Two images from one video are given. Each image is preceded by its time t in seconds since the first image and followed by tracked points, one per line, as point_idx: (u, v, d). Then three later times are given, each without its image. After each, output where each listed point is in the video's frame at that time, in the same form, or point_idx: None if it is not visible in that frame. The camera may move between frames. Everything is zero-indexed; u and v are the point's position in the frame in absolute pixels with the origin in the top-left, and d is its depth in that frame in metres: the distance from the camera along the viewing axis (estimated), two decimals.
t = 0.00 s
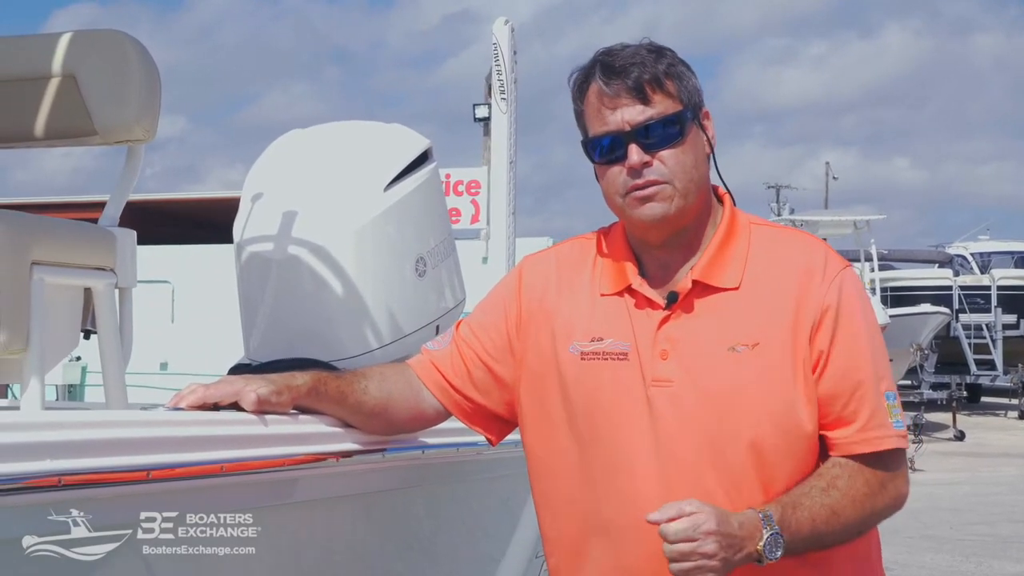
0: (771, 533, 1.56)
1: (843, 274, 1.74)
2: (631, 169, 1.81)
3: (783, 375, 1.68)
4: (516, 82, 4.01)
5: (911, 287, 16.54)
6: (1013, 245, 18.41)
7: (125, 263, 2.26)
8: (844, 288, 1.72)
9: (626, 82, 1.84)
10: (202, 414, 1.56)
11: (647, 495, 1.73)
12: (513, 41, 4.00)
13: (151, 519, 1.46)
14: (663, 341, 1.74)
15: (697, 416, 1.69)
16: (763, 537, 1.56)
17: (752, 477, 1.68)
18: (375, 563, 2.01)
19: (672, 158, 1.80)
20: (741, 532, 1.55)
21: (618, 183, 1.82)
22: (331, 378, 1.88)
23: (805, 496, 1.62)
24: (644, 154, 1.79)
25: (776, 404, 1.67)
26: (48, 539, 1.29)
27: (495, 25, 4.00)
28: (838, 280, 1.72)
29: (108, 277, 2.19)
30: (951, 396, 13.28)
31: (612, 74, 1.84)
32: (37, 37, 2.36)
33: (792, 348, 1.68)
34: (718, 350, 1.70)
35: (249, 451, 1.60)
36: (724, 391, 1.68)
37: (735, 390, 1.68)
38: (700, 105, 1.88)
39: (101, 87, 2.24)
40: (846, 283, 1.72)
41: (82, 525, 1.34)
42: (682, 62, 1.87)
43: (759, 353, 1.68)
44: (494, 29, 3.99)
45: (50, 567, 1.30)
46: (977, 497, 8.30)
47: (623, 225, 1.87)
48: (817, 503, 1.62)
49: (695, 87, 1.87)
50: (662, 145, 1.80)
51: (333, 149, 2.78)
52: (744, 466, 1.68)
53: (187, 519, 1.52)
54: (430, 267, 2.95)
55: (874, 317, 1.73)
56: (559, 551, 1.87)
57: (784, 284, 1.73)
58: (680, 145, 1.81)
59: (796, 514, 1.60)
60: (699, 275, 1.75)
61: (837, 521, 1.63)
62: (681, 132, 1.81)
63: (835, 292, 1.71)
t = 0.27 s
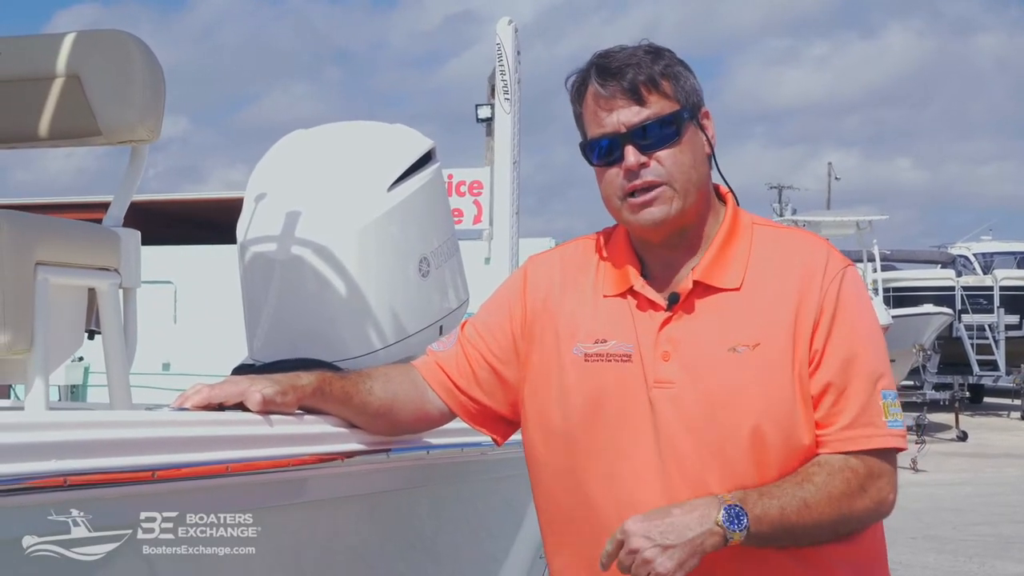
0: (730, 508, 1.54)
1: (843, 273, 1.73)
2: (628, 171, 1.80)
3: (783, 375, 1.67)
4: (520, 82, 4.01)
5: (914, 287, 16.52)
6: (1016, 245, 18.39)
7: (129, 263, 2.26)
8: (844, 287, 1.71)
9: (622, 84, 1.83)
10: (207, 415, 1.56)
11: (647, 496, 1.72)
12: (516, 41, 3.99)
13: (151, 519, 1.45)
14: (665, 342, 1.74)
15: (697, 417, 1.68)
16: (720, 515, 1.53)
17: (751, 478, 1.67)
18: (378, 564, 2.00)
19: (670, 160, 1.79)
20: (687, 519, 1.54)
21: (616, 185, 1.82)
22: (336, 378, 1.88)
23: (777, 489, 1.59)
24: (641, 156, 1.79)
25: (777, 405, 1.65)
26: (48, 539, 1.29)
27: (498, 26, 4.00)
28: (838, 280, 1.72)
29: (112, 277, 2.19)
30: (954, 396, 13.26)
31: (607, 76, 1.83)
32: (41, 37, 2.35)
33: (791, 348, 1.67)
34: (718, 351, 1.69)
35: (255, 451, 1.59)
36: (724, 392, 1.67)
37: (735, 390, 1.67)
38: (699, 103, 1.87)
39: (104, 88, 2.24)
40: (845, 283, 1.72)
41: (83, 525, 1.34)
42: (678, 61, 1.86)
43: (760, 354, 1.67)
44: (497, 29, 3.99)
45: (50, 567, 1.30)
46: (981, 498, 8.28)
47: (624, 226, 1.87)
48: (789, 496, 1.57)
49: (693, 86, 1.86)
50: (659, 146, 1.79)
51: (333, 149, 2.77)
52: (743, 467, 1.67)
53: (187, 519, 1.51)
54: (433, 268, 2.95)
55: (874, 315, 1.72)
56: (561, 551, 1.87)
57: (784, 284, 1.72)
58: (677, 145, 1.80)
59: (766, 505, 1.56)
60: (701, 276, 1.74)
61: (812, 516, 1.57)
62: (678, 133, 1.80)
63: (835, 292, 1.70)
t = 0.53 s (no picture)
0: (736, 499, 1.54)
1: (842, 265, 1.73)
2: (636, 168, 1.79)
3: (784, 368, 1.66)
4: (520, 80, 4.01)
5: (915, 286, 16.52)
6: (1016, 244, 18.39)
7: (128, 260, 2.25)
8: (844, 279, 1.71)
9: (637, 80, 1.81)
10: (207, 412, 1.57)
11: (650, 491, 1.72)
12: (516, 40, 3.99)
13: (151, 518, 1.44)
14: (665, 337, 1.74)
15: (699, 412, 1.68)
16: (726, 506, 1.53)
17: (753, 472, 1.67)
18: (378, 562, 2.00)
19: (679, 161, 1.79)
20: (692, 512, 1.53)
21: (623, 181, 1.81)
22: (335, 375, 1.89)
23: (783, 480, 1.59)
24: (651, 154, 1.78)
25: (778, 399, 1.65)
26: (48, 539, 1.28)
27: (498, 24, 4.00)
28: (838, 271, 1.72)
29: (111, 275, 2.19)
30: (954, 395, 13.26)
31: (624, 69, 1.81)
32: (41, 34, 2.35)
33: (791, 341, 1.67)
34: (719, 346, 1.69)
35: (253, 447, 1.60)
36: (725, 386, 1.67)
37: (736, 383, 1.67)
38: (709, 105, 1.87)
39: (104, 85, 2.23)
40: (845, 275, 1.72)
41: (82, 525, 1.33)
42: (693, 61, 1.85)
43: (760, 347, 1.67)
44: (497, 27, 3.99)
45: (50, 567, 1.28)
46: (981, 496, 8.28)
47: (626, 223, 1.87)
48: (795, 487, 1.58)
49: (705, 88, 1.86)
50: (670, 146, 1.79)
51: (336, 147, 2.77)
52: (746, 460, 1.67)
53: (187, 519, 1.49)
54: (433, 266, 2.94)
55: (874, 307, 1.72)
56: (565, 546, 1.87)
57: (784, 277, 1.72)
58: (688, 147, 1.79)
59: (772, 495, 1.56)
60: (700, 270, 1.74)
61: (818, 507, 1.57)
62: (690, 134, 1.80)
63: (833, 284, 1.70)
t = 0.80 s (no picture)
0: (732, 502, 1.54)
1: (845, 264, 1.73)
2: (642, 167, 1.79)
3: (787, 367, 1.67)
4: (522, 79, 4.01)
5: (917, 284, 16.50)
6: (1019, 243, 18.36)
7: (132, 259, 2.25)
8: (845, 278, 1.71)
9: (646, 79, 1.81)
10: (211, 411, 1.57)
11: (651, 489, 1.72)
12: (519, 38, 3.99)
13: (151, 518, 1.43)
14: (667, 336, 1.73)
15: (700, 411, 1.68)
16: (723, 511, 1.54)
17: (753, 471, 1.67)
18: (379, 561, 1.99)
19: (684, 161, 1.79)
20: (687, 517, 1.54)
21: (628, 180, 1.81)
22: (339, 374, 1.89)
23: (782, 482, 1.59)
24: (657, 154, 1.78)
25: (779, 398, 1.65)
26: (48, 539, 1.28)
27: (501, 23, 4.00)
28: (839, 271, 1.72)
29: (114, 273, 2.18)
30: (957, 394, 13.25)
31: (633, 68, 1.81)
32: (43, 33, 2.35)
33: (793, 340, 1.67)
34: (721, 345, 1.69)
35: (254, 446, 1.60)
36: (726, 385, 1.67)
37: (738, 382, 1.66)
38: (715, 106, 1.87)
39: (107, 83, 2.23)
40: (846, 274, 1.72)
41: (82, 525, 1.33)
42: (700, 61, 1.85)
43: (763, 346, 1.67)
44: (500, 26, 3.99)
45: (50, 567, 1.28)
46: (984, 495, 8.27)
47: (629, 221, 1.86)
48: (793, 489, 1.58)
49: (711, 88, 1.86)
50: (676, 146, 1.79)
51: (340, 146, 2.77)
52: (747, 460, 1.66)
53: (187, 519, 1.49)
54: (436, 265, 2.94)
55: (876, 306, 1.72)
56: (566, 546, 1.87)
57: (786, 277, 1.72)
58: (695, 147, 1.79)
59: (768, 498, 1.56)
60: (702, 268, 1.74)
61: (816, 509, 1.58)
62: (696, 134, 1.80)
63: (836, 283, 1.70)
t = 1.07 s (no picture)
0: (698, 508, 1.57)
1: (842, 269, 1.73)
2: (649, 169, 1.79)
3: (785, 371, 1.67)
4: (523, 80, 4.01)
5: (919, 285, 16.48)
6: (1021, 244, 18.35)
7: (133, 261, 2.26)
8: (840, 283, 1.71)
9: (649, 81, 1.81)
10: (207, 412, 1.56)
11: (645, 491, 1.72)
12: (520, 39, 3.99)
13: (151, 518, 1.43)
14: (667, 340, 1.74)
15: (698, 414, 1.68)
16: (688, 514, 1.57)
17: (745, 474, 1.67)
18: (379, 562, 1.99)
19: (690, 161, 1.79)
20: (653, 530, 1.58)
21: (634, 182, 1.81)
22: (340, 375, 1.90)
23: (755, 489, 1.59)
24: (664, 155, 1.78)
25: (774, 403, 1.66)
26: (48, 539, 1.27)
27: (502, 23, 4.00)
28: (834, 275, 1.72)
29: (115, 274, 2.19)
30: (959, 394, 13.24)
31: (636, 70, 1.80)
32: (45, 35, 2.36)
33: (789, 344, 1.68)
34: (720, 349, 1.69)
35: (255, 447, 1.60)
36: (724, 389, 1.67)
37: (737, 387, 1.67)
38: (717, 106, 1.87)
39: (108, 85, 2.24)
40: (842, 279, 1.72)
41: (82, 525, 1.33)
42: (701, 62, 1.85)
43: (762, 350, 1.67)
44: (501, 27, 3.99)
45: (50, 567, 1.28)
46: (986, 496, 8.26)
47: (632, 222, 1.86)
48: (765, 494, 1.58)
49: (713, 88, 1.86)
50: (682, 147, 1.79)
51: (341, 148, 2.77)
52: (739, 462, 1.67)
53: (187, 519, 1.49)
54: (437, 265, 2.95)
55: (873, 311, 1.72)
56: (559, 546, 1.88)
57: (782, 282, 1.72)
58: (700, 148, 1.79)
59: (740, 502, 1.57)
60: (702, 273, 1.74)
61: (788, 514, 1.56)
62: (701, 135, 1.80)
63: (835, 287, 1.70)
